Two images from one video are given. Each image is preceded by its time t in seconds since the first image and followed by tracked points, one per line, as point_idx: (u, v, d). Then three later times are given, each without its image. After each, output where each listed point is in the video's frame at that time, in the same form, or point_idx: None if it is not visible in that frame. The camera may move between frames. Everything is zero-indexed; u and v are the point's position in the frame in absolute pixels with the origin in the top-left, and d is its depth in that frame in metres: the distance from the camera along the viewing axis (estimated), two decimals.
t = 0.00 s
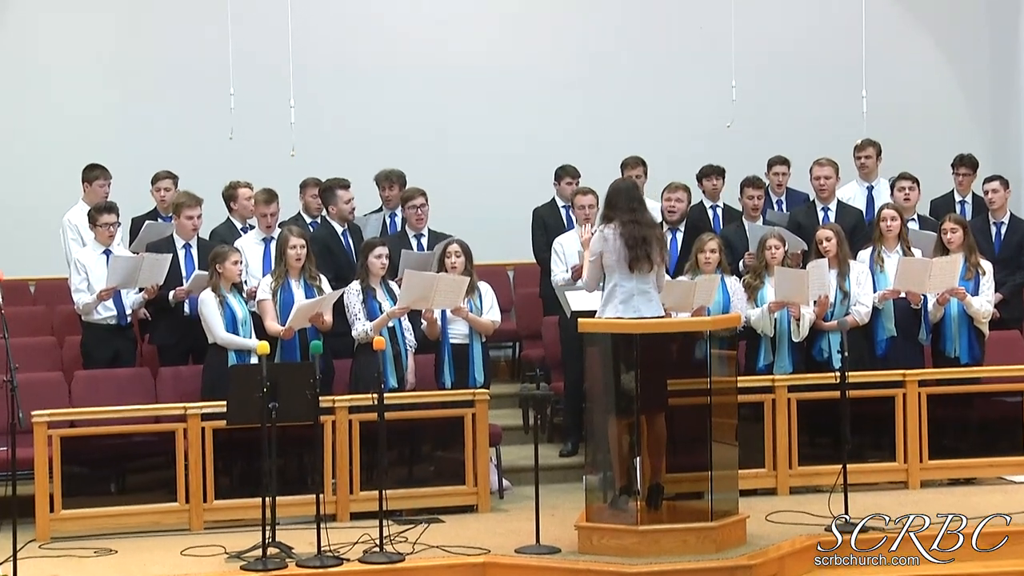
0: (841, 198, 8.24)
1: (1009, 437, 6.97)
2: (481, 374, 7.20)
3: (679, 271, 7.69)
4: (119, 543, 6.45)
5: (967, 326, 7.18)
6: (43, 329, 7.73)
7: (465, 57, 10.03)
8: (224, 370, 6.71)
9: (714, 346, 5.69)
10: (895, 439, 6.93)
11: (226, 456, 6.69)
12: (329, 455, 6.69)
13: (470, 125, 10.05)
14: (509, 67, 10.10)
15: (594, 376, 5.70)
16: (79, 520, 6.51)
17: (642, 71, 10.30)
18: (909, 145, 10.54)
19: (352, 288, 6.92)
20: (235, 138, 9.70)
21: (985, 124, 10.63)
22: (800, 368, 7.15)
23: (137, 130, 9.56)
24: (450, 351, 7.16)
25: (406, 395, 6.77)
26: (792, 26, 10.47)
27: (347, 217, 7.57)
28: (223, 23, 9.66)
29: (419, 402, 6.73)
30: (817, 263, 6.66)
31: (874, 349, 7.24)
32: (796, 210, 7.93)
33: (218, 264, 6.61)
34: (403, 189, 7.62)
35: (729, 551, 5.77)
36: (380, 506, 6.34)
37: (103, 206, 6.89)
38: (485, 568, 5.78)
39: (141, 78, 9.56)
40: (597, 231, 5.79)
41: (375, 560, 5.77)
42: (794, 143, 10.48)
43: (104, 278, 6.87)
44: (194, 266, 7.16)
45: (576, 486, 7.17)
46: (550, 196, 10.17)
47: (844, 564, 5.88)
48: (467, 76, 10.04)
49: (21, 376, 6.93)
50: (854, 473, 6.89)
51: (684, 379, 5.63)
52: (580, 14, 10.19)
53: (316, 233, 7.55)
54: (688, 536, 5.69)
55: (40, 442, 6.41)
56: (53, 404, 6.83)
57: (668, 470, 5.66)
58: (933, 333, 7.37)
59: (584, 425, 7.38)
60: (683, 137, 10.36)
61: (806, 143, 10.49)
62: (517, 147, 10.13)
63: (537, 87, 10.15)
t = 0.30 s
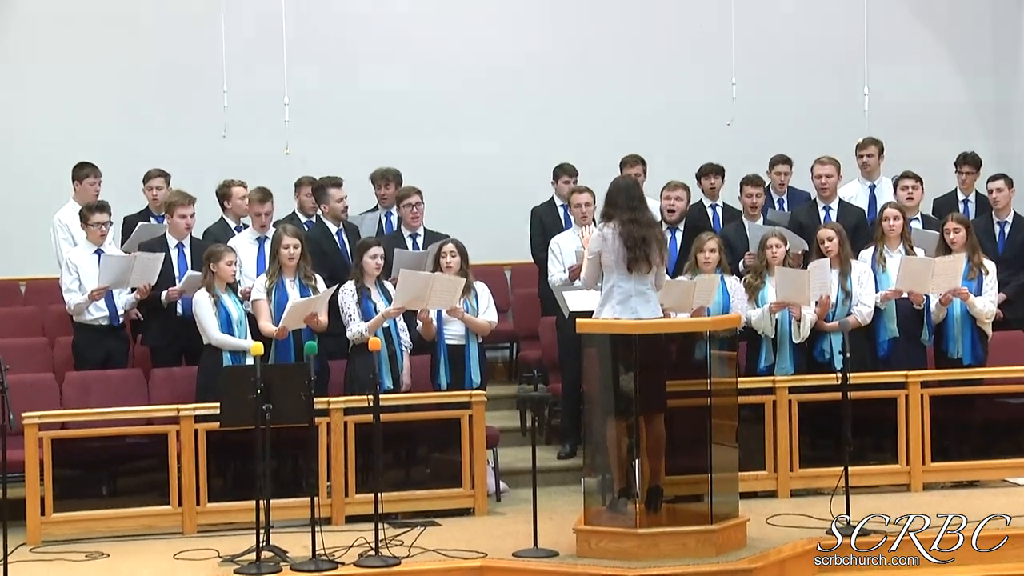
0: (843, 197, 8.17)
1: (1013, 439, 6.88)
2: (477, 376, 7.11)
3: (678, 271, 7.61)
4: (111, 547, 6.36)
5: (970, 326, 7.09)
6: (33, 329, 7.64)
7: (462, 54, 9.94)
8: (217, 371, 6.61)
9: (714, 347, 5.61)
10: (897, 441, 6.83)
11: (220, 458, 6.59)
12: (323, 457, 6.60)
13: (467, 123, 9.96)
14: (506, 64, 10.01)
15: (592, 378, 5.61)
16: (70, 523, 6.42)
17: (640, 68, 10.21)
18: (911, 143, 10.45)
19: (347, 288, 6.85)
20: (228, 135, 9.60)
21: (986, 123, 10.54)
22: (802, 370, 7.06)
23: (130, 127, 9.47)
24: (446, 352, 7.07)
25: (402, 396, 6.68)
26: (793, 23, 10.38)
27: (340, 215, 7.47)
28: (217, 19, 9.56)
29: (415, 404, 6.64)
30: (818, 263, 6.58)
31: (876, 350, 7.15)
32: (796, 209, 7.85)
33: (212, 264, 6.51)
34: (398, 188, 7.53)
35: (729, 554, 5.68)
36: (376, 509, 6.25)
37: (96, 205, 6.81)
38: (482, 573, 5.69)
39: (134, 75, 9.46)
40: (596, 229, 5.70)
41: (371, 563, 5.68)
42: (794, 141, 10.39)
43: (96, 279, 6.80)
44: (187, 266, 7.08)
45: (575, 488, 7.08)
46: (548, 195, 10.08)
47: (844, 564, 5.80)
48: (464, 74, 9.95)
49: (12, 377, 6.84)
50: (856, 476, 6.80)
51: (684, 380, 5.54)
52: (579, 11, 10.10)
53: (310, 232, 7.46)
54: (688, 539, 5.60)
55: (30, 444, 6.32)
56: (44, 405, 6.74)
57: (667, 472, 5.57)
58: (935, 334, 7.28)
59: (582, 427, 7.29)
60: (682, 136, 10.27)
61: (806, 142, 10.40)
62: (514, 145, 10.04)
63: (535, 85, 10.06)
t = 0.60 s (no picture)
0: (845, 196, 8.09)
1: (1016, 442, 6.80)
2: (473, 378, 7.02)
3: (678, 271, 7.53)
4: (102, 550, 6.26)
5: (973, 327, 7.00)
6: (24, 330, 7.55)
7: (460, 52, 9.85)
8: (210, 372, 6.52)
9: (714, 348, 5.53)
10: (900, 443, 6.75)
11: (213, 460, 6.50)
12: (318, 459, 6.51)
13: (465, 121, 9.88)
14: (503, 62, 9.92)
15: (589, 379, 5.52)
16: (62, 527, 6.33)
17: (638, 66, 10.13)
18: (912, 142, 10.37)
19: (342, 288, 6.78)
20: (221, 133, 9.50)
21: (988, 122, 10.46)
22: (803, 371, 6.97)
23: (122, 124, 9.37)
24: (442, 353, 6.98)
25: (397, 398, 6.59)
26: (794, 21, 10.29)
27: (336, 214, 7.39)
28: (209, 15, 9.45)
29: (410, 405, 6.56)
30: (819, 263, 6.51)
31: (878, 351, 7.06)
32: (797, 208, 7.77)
33: (205, 263, 6.43)
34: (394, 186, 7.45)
35: (729, 558, 5.59)
36: (371, 511, 6.16)
37: (88, 203, 6.69)
38: None
39: (126, 71, 9.36)
40: (595, 228, 5.61)
41: (366, 567, 5.59)
42: (793, 139, 10.31)
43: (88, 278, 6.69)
44: (180, 266, 6.98)
45: (572, 491, 6.99)
46: (547, 194, 9.99)
47: (844, 564, 5.71)
48: (462, 72, 9.86)
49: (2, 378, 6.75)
50: (858, 478, 6.71)
51: (684, 381, 5.45)
52: (578, 9, 10.02)
53: (305, 231, 7.37)
54: (687, 543, 5.51)
55: (21, 445, 6.23)
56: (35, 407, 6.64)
57: (666, 474, 5.48)
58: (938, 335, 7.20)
59: (580, 429, 7.20)
60: (682, 134, 10.19)
61: (807, 141, 10.32)
62: (512, 144, 9.95)
63: (534, 83, 9.97)
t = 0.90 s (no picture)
0: (847, 194, 8.01)
1: (1019, 444, 6.71)
2: (470, 379, 6.93)
3: (677, 271, 7.44)
4: (93, 554, 6.17)
5: (977, 328, 6.91)
6: (14, 331, 7.47)
7: (458, 50, 9.76)
8: (203, 373, 6.43)
9: (713, 349, 5.44)
10: (902, 445, 6.66)
11: (205, 463, 6.41)
12: (311, 462, 6.42)
13: (462, 121, 9.79)
14: (501, 60, 9.83)
15: (587, 380, 5.42)
16: (52, 530, 6.23)
17: (637, 64, 10.03)
18: (913, 141, 10.28)
19: (336, 288, 6.69)
20: (214, 131, 9.41)
21: (990, 121, 10.37)
22: (805, 372, 6.87)
23: (113, 123, 9.26)
24: (438, 353, 6.90)
25: (392, 400, 6.51)
26: (795, 19, 10.20)
27: (332, 212, 7.31)
28: (204, 12, 9.36)
29: (405, 406, 6.47)
30: (818, 262, 6.43)
31: (880, 352, 6.97)
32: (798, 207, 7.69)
33: (197, 263, 6.34)
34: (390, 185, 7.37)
35: (729, 561, 5.50)
36: (366, 514, 6.07)
37: (79, 201, 6.65)
38: None
39: (118, 69, 9.26)
40: (593, 227, 5.52)
41: (361, 571, 5.50)
42: (793, 138, 10.22)
43: (79, 278, 6.61)
44: (172, 266, 6.89)
45: (570, 494, 6.90)
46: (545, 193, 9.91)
47: (844, 564, 5.60)
48: (460, 70, 9.77)
49: None
50: (860, 481, 6.62)
51: (682, 383, 5.36)
52: (577, 7, 9.93)
53: (300, 230, 7.28)
54: (687, 546, 5.43)
55: (11, 448, 6.14)
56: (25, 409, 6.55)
57: (665, 477, 5.39)
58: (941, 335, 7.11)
59: (578, 431, 7.11)
60: (682, 133, 10.10)
61: (808, 140, 10.23)
62: (510, 143, 9.86)
63: (532, 82, 9.88)
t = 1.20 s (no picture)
0: (848, 192, 7.92)
1: None
2: (466, 380, 6.85)
3: (676, 270, 7.36)
4: (84, 558, 6.07)
5: (980, 328, 6.82)
6: (4, 331, 7.37)
7: (455, 48, 9.67)
8: (195, 374, 6.34)
9: (713, 350, 5.35)
10: (904, 447, 6.57)
11: (198, 466, 6.31)
12: (305, 464, 6.33)
13: (460, 119, 9.70)
14: (496, 57, 9.73)
15: (584, 382, 5.35)
16: (43, 534, 6.13)
17: (636, 62, 9.94)
18: (915, 140, 10.20)
19: (332, 288, 6.60)
20: (207, 128, 9.30)
21: (991, 120, 10.29)
22: (806, 373, 6.78)
23: (104, 120, 9.15)
24: (434, 354, 6.81)
25: (388, 401, 6.43)
26: (795, 17, 10.12)
27: (328, 211, 7.22)
28: (200, 9, 9.27)
29: (401, 408, 6.38)
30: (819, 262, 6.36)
31: (882, 353, 6.88)
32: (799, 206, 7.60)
33: (189, 262, 6.25)
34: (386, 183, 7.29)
35: (730, 565, 5.41)
36: (361, 517, 5.98)
37: (69, 199, 6.58)
38: None
39: (107, 65, 9.15)
40: (592, 227, 5.44)
41: None
42: (794, 136, 10.13)
43: (70, 278, 6.53)
44: (164, 266, 6.80)
45: (568, 497, 6.80)
46: (543, 192, 9.81)
47: (844, 563, 5.48)
48: (458, 68, 9.68)
49: None
50: (861, 483, 6.53)
51: (682, 384, 5.27)
52: (576, 4, 9.84)
53: (295, 229, 7.18)
54: (686, 550, 5.34)
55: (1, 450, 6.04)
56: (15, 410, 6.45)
57: (664, 479, 5.30)
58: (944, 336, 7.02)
59: (576, 433, 7.02)
60: (681, 131, 10.01)
61: (809, 138, 10.14)
62: (508, 141, 9.77)
63: (530, 80, 9.79)
